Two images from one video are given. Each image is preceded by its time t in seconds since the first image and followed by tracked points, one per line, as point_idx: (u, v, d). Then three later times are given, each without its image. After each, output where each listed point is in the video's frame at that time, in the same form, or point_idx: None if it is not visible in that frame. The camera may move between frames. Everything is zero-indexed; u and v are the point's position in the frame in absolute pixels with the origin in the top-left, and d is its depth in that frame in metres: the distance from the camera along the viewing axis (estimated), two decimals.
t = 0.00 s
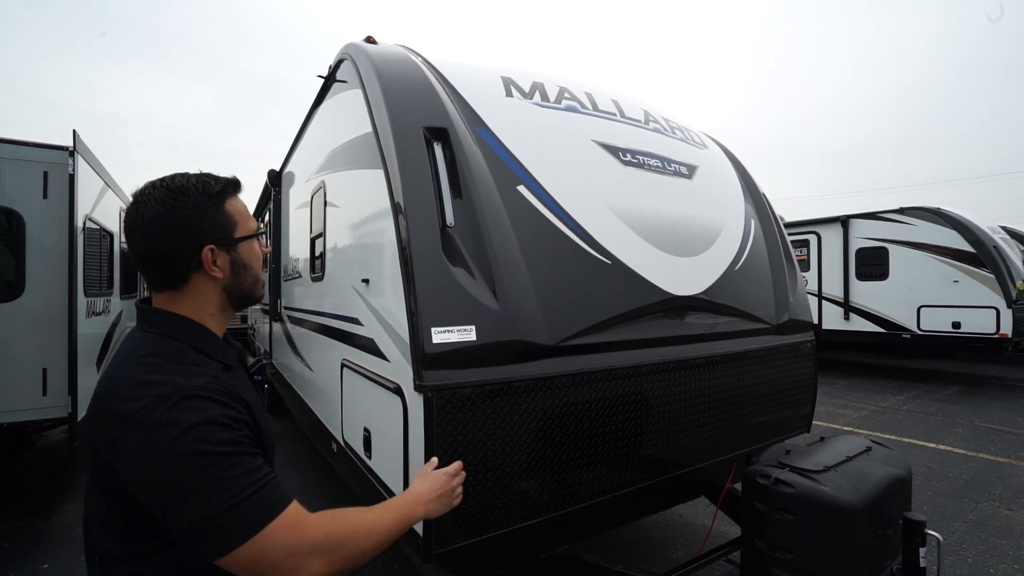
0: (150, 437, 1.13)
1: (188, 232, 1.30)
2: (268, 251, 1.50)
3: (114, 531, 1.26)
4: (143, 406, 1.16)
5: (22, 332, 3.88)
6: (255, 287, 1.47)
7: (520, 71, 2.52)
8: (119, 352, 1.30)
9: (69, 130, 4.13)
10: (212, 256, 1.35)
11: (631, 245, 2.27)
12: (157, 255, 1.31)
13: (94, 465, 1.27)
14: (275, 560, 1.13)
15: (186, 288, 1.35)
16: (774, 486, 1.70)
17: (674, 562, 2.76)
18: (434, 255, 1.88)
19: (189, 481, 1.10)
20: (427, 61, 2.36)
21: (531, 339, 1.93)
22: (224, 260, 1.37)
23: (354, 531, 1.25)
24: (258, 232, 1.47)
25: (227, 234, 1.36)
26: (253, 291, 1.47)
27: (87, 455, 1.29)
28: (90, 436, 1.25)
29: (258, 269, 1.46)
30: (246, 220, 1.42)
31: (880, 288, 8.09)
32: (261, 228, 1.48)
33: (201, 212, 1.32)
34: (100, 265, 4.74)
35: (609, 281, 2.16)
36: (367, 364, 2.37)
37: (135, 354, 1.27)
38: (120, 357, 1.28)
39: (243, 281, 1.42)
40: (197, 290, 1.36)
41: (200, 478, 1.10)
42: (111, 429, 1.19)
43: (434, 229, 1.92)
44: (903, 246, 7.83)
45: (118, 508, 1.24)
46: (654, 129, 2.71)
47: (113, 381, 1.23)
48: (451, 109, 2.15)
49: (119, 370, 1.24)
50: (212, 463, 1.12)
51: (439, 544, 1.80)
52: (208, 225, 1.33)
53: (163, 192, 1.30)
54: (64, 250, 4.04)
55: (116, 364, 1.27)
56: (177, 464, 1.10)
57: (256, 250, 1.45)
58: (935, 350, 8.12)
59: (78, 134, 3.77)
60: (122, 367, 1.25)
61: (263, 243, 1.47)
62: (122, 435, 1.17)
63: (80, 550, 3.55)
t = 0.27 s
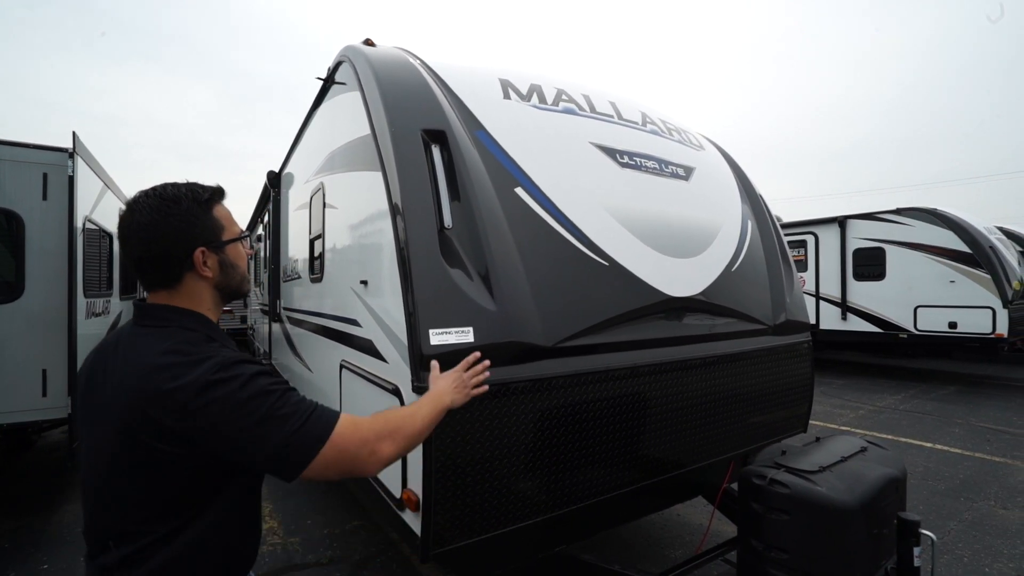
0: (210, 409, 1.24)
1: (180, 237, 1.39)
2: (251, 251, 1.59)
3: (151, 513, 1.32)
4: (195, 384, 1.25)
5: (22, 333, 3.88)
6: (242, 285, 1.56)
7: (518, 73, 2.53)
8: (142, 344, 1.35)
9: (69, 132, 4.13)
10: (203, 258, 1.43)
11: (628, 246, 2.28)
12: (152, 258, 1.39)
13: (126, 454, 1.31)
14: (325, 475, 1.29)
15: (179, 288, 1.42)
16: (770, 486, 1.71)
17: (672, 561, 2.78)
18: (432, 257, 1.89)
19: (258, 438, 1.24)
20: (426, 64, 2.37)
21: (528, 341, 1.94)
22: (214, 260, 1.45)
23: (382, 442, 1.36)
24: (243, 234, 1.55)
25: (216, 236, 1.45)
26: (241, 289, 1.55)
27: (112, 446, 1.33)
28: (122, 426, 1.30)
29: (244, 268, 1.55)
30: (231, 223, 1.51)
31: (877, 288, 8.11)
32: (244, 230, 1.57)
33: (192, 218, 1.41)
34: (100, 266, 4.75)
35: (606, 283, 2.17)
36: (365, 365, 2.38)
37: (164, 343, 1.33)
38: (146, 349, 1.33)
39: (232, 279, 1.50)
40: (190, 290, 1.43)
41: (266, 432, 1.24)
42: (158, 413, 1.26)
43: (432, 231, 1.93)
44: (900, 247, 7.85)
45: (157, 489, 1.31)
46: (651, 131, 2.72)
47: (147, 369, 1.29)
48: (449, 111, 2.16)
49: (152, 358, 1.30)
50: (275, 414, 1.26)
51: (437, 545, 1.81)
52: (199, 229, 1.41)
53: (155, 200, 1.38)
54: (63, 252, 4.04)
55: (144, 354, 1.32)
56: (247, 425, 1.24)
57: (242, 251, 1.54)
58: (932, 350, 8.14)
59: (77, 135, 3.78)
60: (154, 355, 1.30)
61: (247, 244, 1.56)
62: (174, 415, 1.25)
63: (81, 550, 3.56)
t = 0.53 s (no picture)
0: (249, 391, 1.32)
1: (163, 246, 1.39)
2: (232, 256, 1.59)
3: (173, 499, 1.37)
4: (230, 369, 1.32)
5: (21, 333, 3.89)
6: (224, 289, 1.57)
7: (517, 74, 2.53)
8: (157, 341, 1.36)
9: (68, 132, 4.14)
10: (186, 265, 1.43)
11: (626, 247, 2.28)
12: (135, 267, 1.40)
13: (146, 448, 1.33)
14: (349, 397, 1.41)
15: (162, 295, 1.43)
16: (768, 486, 1.72)
17: (670, 561, 2.78)
18: (432, 258, 1.89)
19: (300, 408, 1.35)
20: (425, 65, 2.37)
21: (527, 341, 1.94)
22: (196, 267, 1.45)
23: (381, 354, 1.44)
24: (223, 240, 1.56)
25: (198, 243, 1.45)
26: (223, 293, 1.56)
27: (126, 442, 1.33)
28: (142, 421, 1.31)
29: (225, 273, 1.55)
30: (211, 229, 1.51)
31: (876, 288, 8.12)
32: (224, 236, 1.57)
33: (176, 227, 1.41)
34: (99, 266, 4.75)
35: (605, 283, 2.17)
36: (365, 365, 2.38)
37: (186, 337, 1.38)
38: (164, 345, 1.35)
39: (214, 285, 1.51)
40: (174, 297, 1.44)
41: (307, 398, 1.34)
42: (188, 404, 1.31)
43: (431, 232, 1.93)
44: (900, 247, 7.85)
45: (180, 475, 1.36)
46: (650, 132, 2.73)
47: (172, 362, 1.33)
48: (448, 113, 2.16)
49: (176, 352, 1.34)
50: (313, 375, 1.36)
51: (437, 544, 1.81)
52: (183, 237, 1.42)
53: (138, 210, 1.39)
54: (63, 252, 4.05)
55: (164, 349, 1.35)
56: (289, 398, 1.34)
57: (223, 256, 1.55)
58: (932, 350, 8.15)
59: (77, 136, 3.78)
60: (177, 349, 1.34)
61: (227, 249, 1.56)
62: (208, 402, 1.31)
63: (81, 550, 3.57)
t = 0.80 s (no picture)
0: (252, 377, 1.39)
1: (156, 252, 1.41)
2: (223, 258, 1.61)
3: (171, 487, 1.39)
4: (232, 356, 1.39)
5: (21, 334, 3.89)
6: (218, 291, 1.59)
7: (517, 75, 2.54)
8: (158, 333, 1.39)
9: (68, 133, 4.14)
10: (179, 269, 1.45)
11: (626, 248, 2.29)
12: (128, 273, 1.41)
13: (146, 437, 1.35)
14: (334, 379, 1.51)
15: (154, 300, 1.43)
16: (767, 486, 1.72)
17: (670, 561, 2.79)
18: (431, 258, 1.89)
19: (299, 393, 1.44)
20: (424, 66, 2.38)
21: (526, 341, 1.95)
22: (189, 270, 1.47)
23: (363, 339, 1.57)
24: (214, 243, 1.57)
25: (189, 248, 1.47)
26: (216, 294, 1.59)
27: (127, 432, 1.35)
28: (144, 411, 1.34)
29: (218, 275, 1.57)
30: (202, 233, 1.53)
31: (876, 288, 8.13)
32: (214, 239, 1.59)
33: (168, 233, 1.43)
34: (99, 267, 4.75)
35: (604, 284, 2.18)
36: (365, 366, 2.38)
37: (188, 331, 1.41)
38: (165, 337, 1.39)
39: (208, 287, 1.53)
40: (166, 300, 1.44)
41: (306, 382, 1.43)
42: (191, 391, 1.35)
43: (431, 233, 1.93)
44: (899, 247, 7.86)
45: (180, 463, 1.39)
46: (649, 132, 2.73)
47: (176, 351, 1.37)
48: (448, 114, 2.17)
49: (178, 343, 1.38)
50: (312, 359, 1.45)
51: (436, 545, 1.82)
52: (174, 241, 1.44)
53: (131, 217, 1.42)
54: (63, 253, 4.05)
55: (166, 340, 1.38)
56: (290, 382, 1.42)
57: (214, 258, 1.57)
58: (931, 350, 8.16)
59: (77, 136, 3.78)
60: (180, 340, 1.39)
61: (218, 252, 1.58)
62: (212, 389, 1.37)
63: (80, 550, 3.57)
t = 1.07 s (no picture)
0: (246, 370, 1.42)
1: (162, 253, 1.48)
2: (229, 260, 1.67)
3: (171, 481, 1.42)
4: (227, 349, 1.42)
5: (22, 334, 3.89)
6: (222, 291, 1.65)
7: (518, 76, 2.54)
8: (159, 329, 1.45)
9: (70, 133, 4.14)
10: (183, 269, 1.52)
11: (627, 248, 2.29)
12: (137, 272, 1.49)
13: (146, 429, 1.39)
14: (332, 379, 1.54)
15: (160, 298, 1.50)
16: (769, 486, 1.73)
17: (670, 561, 2.79)
18: (433, 259, 1.90)
19: (292, 387, 1.46)
20: (426, 66, 2.38)
21: (528, 342, 1.95)
22: (193, 271, 1.54)
23: (364, 341, 1.60)
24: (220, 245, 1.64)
25: (194, 250, 1.54)
26: (221, 295, 1.65)
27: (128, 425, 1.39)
28: (144, 403, 1.38)
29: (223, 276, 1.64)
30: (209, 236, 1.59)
31: (875, 289, 8.14)
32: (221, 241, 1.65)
33: (174, 235, 1.50)
34: (99, 267, 4.75)
35: (606, 285, 2.18)
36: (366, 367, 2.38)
37: (189, 326, 1.47)
38: (167, 332, 1.44)
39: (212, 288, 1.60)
40: (171, 299, 1.51)
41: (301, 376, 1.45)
42: (188, 385, 1.39)
43: (433, 233, 1.94)
44: (899, 247, 7.87)
45: (179, 457, 1.42)
46: (650, 133, 2.74)
47: (175, 344, 1.42)
48: (450, 114, 2.17)
49: (178, 337, 1.43)
50: (307, 355, 1.48)
51: (438, 545, 1.82)
52: (179, 243, 1.51)
53: (139, 219, 1.49)
54: (64, 253, 4.05)
55: (167, 335, 1.44)
56: (283, 376, 1.44)
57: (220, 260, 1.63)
58: (931, 350, 8.16)
59: (78, 137, 3.79)
60: (179, 334, 1.44)
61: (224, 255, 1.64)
62: (207, 381, 1.40)
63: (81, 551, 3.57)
